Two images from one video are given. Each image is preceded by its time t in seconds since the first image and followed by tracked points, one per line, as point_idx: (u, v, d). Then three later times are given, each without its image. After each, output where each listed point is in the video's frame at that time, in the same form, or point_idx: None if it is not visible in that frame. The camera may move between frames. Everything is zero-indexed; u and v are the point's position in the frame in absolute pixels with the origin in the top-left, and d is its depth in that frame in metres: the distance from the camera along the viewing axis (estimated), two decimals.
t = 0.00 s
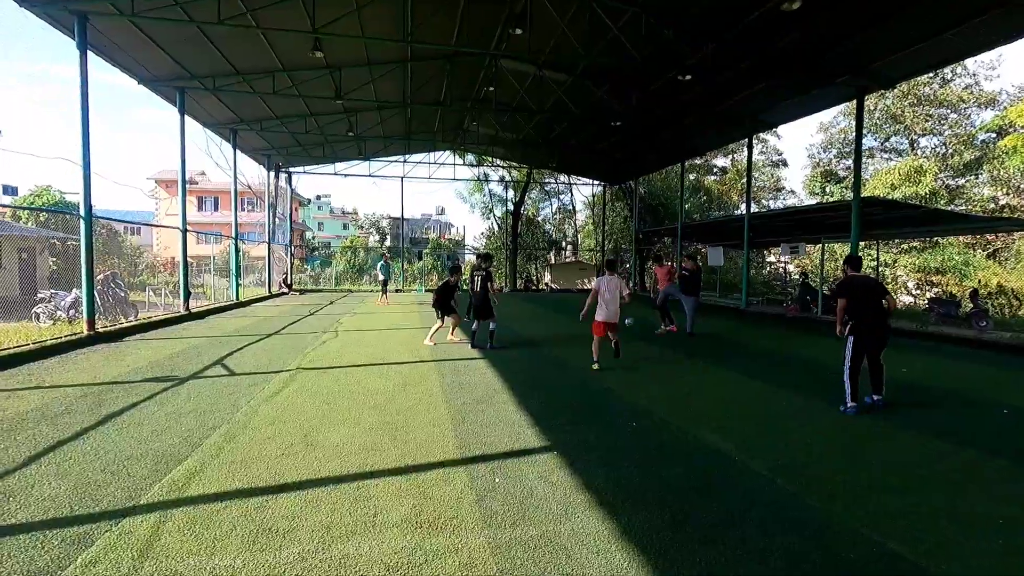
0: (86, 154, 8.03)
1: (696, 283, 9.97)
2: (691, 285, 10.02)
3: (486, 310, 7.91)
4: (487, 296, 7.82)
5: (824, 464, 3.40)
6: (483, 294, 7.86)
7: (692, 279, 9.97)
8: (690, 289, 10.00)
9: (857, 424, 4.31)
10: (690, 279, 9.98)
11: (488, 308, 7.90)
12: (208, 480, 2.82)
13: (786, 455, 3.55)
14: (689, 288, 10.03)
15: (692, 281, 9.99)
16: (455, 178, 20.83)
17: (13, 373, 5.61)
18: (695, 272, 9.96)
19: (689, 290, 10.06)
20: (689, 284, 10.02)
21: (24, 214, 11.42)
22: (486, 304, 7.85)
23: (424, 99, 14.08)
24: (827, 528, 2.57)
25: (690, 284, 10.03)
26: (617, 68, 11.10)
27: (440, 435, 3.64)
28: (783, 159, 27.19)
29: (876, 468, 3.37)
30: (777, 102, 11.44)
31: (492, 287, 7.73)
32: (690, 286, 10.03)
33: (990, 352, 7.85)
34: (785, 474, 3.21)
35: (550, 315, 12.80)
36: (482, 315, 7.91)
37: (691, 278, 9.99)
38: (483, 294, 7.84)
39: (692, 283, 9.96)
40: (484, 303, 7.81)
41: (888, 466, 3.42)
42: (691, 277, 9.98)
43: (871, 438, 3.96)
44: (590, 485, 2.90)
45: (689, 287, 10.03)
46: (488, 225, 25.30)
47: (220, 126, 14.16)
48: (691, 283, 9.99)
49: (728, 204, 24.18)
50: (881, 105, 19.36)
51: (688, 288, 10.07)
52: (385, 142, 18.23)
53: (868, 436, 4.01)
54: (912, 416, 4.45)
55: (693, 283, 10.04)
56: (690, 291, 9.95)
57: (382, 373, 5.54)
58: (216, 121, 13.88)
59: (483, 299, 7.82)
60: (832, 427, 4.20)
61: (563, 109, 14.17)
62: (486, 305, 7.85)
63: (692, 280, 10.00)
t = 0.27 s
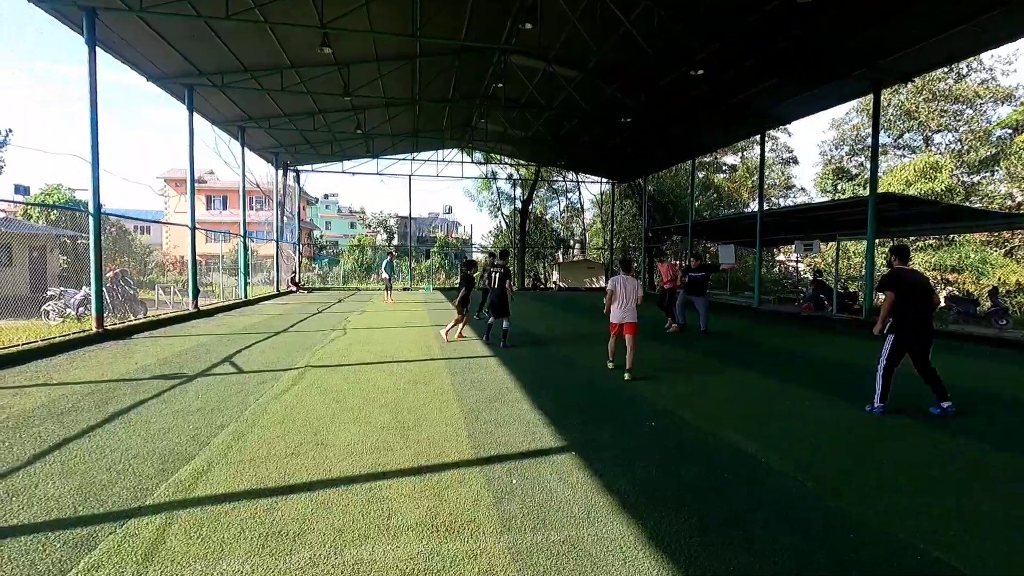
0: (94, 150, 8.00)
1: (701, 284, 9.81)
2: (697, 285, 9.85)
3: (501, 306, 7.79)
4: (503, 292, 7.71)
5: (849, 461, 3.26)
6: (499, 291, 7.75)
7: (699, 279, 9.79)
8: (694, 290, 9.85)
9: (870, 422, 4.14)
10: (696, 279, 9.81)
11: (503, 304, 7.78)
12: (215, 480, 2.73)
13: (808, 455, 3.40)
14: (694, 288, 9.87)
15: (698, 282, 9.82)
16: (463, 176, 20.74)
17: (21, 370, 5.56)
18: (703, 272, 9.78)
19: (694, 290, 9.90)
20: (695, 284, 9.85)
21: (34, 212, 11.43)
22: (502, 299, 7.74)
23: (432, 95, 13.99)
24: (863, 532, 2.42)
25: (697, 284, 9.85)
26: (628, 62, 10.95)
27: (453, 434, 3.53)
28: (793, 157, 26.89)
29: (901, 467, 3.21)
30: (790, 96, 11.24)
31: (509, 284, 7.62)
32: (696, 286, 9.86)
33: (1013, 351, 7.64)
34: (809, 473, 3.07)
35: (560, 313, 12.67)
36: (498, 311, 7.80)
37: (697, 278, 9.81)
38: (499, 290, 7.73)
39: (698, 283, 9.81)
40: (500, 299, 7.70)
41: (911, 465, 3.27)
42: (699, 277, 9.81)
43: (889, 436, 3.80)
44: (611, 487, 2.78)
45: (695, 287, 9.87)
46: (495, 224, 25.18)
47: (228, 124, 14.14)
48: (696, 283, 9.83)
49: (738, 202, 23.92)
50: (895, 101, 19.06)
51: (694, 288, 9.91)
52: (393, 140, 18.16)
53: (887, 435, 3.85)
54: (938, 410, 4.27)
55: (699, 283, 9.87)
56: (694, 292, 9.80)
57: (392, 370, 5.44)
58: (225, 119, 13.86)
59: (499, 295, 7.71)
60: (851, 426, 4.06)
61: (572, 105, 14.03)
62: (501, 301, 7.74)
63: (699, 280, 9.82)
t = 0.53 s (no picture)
0: (112, 143, 7.92)
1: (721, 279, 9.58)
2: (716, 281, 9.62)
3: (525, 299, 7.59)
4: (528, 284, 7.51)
5: (914, 465, 3.04)
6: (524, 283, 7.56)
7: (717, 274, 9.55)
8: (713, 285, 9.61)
9: (919, 419, 3.92)
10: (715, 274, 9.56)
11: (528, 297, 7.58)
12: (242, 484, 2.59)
13: (862, 457, 3.19)
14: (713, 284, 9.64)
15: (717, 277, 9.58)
16: (477, 170, 20.56)
17: (40, 365, 5.48)
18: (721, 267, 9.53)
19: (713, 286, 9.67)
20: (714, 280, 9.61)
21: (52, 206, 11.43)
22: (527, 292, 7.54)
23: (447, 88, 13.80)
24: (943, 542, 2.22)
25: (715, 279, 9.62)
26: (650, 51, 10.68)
27: (487, 435, 3.36)
28: (812, 150, 26.37)
29: (968, 468, 3.00)
30: (818, 86, 10.91)
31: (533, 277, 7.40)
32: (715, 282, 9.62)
33: None
34: (874, 476, 2.86)
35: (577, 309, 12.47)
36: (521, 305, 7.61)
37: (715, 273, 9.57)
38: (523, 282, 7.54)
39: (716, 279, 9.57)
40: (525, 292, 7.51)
41: (978, 467, 3.04)
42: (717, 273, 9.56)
43: (940, 432, 3.60)
44: (661, 494, 2.60)
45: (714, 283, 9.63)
46: (509, 218, 24.98)
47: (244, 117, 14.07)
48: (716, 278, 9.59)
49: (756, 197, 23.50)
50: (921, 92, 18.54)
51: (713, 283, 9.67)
52: (407, 133, 18.01)
53: (940, 434, 3.63)
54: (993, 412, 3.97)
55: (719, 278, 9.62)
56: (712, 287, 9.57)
57: (415, 366, 5.29)
58: (240, 112, 13.78)
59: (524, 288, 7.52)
60: (901, 425, 3.83)
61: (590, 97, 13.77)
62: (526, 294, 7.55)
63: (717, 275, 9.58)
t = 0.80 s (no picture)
0: (126, 139, 7.82)
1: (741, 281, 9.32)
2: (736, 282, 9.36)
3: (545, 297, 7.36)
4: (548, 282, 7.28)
5: (960, 475, 2.87)
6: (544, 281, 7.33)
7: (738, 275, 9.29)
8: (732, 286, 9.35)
9: (972, 426, 3.72)
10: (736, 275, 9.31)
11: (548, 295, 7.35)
12: (269, 498, 2.44)
13: (921, 466, 3.00)
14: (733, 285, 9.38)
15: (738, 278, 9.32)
16: (489, 167, 20.38)
17: (55, 365, 5.38)
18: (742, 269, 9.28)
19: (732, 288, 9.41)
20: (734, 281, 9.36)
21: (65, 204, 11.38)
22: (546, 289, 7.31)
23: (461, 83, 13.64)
24: None
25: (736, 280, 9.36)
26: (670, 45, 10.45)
27: (521, 444, 3.20)
28: (827, 147, 25.98)
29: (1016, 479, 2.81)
30: (842, 79, 10.63)
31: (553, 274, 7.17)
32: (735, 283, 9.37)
33: None
34: (941, 489, 2.66)
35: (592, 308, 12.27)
36: (540, 303, 7.38)
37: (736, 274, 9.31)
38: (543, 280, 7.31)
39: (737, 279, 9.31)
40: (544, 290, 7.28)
41: None
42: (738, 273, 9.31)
43: (999, 441, 3.40)
44: (717, 510, 2.42)
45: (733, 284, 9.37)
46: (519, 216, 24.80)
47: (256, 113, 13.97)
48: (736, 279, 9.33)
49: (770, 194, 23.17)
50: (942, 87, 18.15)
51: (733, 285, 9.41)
52: (419, 130, 17.87)
53: (993, 442, 3.43)
54: None
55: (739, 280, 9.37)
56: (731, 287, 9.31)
57: (437, 368, 5.15)
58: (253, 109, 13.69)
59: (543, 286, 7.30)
60: (955, 432, 3.63)
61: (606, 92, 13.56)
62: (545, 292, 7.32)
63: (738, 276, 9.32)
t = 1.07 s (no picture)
0: (130, 131, 7.59)
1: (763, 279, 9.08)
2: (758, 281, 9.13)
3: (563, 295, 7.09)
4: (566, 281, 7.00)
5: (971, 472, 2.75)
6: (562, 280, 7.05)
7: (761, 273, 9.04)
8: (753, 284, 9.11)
9: None
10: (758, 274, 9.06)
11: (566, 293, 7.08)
12: (291, 513, 2.21)
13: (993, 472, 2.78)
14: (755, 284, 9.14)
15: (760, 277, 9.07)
16: (495, 163, 20.15)
17: (57, 364, 5.16)
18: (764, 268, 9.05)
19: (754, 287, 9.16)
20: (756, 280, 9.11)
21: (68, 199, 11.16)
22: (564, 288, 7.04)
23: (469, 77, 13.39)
24: None
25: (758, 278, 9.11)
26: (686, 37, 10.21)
27: (557, 451, 2.98)
28: (836, 143, 25.70)
29: None
30: (861, 72, 10.38)
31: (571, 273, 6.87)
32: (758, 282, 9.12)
33: None
34: None
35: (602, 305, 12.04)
36: (558, 302, 7.11)
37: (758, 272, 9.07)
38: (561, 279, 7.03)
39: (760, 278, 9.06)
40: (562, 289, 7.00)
41: None
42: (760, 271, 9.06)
43: None
44: (786, 526, 2.20)
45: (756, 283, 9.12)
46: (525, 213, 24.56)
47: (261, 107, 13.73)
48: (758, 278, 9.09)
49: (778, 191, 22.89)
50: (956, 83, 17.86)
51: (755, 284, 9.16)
52: (425, 125, 17.63)
53: None
54: None
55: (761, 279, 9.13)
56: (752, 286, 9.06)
57: (455, 367, 4.93)
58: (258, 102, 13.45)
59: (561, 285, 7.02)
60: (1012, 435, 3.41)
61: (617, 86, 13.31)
62: (563, 290, 7.04)
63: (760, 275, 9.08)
